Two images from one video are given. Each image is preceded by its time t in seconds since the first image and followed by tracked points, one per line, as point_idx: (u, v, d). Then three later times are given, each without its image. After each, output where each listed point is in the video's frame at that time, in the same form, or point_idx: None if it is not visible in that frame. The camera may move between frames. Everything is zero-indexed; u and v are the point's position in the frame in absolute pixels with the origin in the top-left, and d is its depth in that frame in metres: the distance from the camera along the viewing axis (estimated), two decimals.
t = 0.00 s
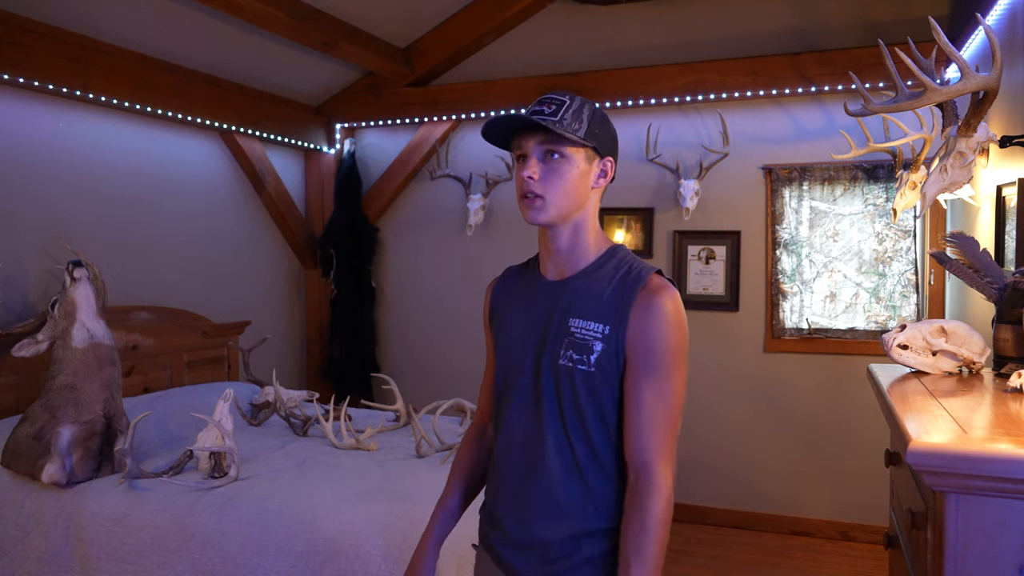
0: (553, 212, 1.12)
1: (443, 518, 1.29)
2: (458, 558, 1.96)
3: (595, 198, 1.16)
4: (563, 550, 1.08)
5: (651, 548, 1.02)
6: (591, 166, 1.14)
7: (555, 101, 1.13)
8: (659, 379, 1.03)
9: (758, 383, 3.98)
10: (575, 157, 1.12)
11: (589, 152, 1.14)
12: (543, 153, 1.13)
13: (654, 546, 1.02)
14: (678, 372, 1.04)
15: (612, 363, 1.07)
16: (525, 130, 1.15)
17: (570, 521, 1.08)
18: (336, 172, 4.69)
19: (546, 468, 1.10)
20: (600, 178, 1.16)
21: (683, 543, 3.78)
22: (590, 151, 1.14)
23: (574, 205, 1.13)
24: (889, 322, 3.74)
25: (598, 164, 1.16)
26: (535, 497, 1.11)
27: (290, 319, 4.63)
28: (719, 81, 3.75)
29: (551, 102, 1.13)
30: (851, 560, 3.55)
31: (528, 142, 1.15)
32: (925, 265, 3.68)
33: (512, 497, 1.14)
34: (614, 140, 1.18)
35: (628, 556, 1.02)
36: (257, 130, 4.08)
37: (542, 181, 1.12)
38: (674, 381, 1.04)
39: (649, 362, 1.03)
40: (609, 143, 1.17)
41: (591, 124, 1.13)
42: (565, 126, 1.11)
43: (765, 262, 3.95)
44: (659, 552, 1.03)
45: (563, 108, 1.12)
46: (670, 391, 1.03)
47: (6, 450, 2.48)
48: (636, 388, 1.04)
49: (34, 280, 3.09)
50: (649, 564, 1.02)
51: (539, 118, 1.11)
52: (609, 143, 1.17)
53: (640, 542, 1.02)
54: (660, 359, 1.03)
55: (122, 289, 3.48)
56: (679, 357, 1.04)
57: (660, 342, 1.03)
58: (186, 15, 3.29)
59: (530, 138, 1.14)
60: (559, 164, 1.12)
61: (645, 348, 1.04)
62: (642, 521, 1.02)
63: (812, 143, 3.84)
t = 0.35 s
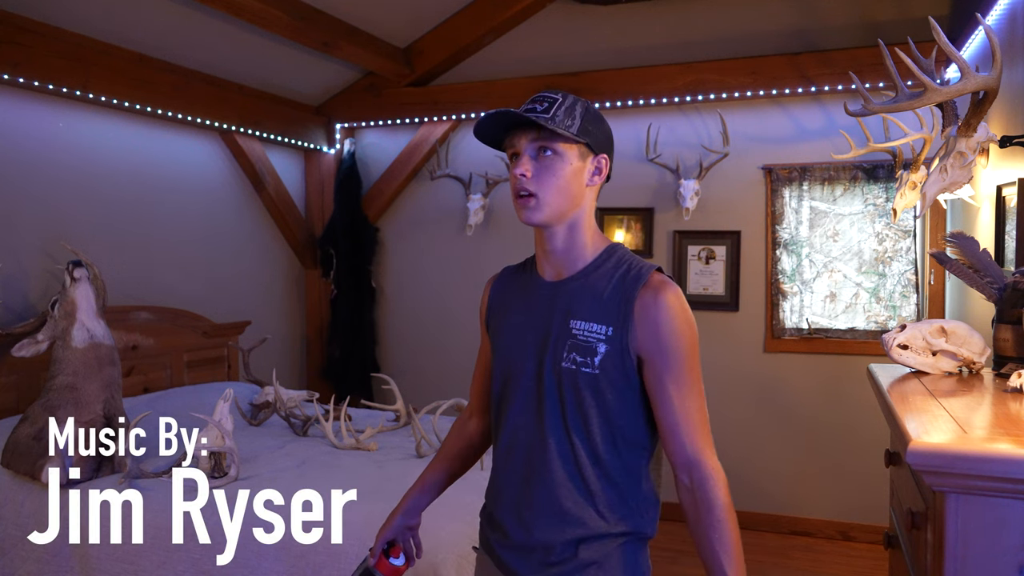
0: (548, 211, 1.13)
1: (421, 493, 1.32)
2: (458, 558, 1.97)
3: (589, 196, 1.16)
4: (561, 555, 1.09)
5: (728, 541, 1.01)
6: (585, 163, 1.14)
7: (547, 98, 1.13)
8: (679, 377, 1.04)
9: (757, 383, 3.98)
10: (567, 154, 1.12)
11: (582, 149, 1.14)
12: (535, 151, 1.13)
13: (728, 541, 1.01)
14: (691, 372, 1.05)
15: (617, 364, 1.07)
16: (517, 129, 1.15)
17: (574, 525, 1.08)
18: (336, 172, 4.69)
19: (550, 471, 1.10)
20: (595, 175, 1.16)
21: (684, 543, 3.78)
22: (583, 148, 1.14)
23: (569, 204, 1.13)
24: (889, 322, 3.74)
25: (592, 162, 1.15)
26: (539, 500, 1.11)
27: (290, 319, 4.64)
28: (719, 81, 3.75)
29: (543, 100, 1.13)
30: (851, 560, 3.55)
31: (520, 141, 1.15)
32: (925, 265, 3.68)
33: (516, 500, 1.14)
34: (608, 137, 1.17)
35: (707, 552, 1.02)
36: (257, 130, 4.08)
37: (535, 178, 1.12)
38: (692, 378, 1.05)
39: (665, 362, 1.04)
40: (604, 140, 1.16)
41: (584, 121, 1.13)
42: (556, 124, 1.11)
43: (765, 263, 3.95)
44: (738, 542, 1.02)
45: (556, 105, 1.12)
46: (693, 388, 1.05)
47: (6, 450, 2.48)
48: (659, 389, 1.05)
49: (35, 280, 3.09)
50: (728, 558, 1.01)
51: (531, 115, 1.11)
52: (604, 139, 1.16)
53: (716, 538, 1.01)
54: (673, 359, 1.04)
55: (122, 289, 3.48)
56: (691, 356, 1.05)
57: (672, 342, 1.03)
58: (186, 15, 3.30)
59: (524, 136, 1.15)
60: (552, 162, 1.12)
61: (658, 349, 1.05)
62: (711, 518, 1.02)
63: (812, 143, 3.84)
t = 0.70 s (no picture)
0: (550, 213, 1.13)
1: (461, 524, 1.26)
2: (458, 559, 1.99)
3: (593, 197, 1.16)
4: (563, 553, 1.09)
5: (639, 552, 1.02)
6: (587, 164, 1.14)
7: (550, 101, 1.13)
8: (659, 380, 1.03)
9: (757, 382, 3.98)
10: (569, 156, 1.12)
11: (584, 151, 1.13)
12: (538, 153, 1.13)
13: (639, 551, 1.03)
14: (676, 373, 1.04)
15: (612, 363, 1.07)
16: (520, 132, 1.16)
17: (574, 524, 1.09)
18: (336, 172, 4.69)
19: (548, 468, 1.10)
20: (598, 176, 1.16)
21: (684, 543, 3.78)
22: (586, 150, 1.13)
23: (572, 206, 1.13)
24: (889, 322, 3.74)
25: (595, 163, 1.15)
26: (534, 498, 1.11)
27: (291, 319, 4.64)
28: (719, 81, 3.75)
29: (545, 103, 1.13)
30: (851, 560, 3.55)
31: (523, 143, 1.15)
32: (925, 265, 3.68)
33: (512, 498, 1.14)
34: (611, 137, 1.17)
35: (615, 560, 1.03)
36: (257, 130, 4.08)
37: (537, 181, 1.12)
38: (673, 381, 1.04)
39: (650, 361, 1.04)
40: (606, 140, 1.16)
41: (586, 123, 1.13)
42: (558, 126, 1.11)
43: (765, 263, 3.95)
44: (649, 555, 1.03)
45: (557, 108, 1.12)
46: (668, 393, 1.04)
47: (5, 450, 2.48)
48: (636, 387, 1.04)
49: (34, 280, 3.09)
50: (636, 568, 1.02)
51: (532, 119, 1.11)
52: (606, 141, 1.16)
53: (625, 548, 1.02)
54: (659, 360, 1.03)
55: (122, 289, 3.48)
56: (679, 357, 1.05)
57: (661, 342, 1.03)
58: (186, 15, 3.30)
59: (525, 139, 1.15)
60: (554, 164, 1.12)
61: (646, 349, 1.04)
62: (632, 524, 1.03)
63: (812, 143, 3.84)
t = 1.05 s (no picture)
0: (550, 209, 1.13)
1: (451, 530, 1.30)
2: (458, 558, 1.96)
3: (593, 194, 1.16)
4: (567, 555, 1.09)
5: (644, 556, 1.02)
6: (587, 160, 1.14)
7: (550, 97, 1.14)
8: (660, 384, 1.02)
9: (757, 383, 3.98)
10: (569, 150, 1.12)
11: (584, 147, 1.13)
12: (537, 149, 1.13)
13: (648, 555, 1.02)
14: (677, 377, 1.04)
15: (613, 366, 1.07)
16: (521, 128, 1.16)
17: (575, 526, 1.09)
18: (336, 172, 4.69)
19: (549, 470, 1.10)
20: (598, 172, 1.15)
21: (684, 543, 3.78)
22: (585, 145, 1.13)
23: (571, 202, 1.13)
24: (889, 322, 3.75)
25: (595, 159, 1.15)
26: (537, 499, 1.11)
27: (290, 319, 4.64)
28: (719, 81, 3.76)
29: (546, 99, 1.14)
30: (851, 560, 3.55)
31: (523, 139, 1.16)
32: (925, 265, 3.68)
33: (514, 499, 1.14)
34: (613, 134, 1.17)
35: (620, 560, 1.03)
36: (257, 130, 4.08)
37: (536, 177, 1.12)
38: (674, 385, 1.04)
39: (651, 365, 1.03)
40: (608, 137, 1.16)
41: (586, 118, 1.13)
42: (556, 121, 1.11)
43: (765, 263, 3.95)
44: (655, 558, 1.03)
45: (557, 103, 1.13)
46: (669, 398, 1.03)
47: (5, 450, 2.48)
48: (638, 392, 1.04)
49: (34, 280, 3.09)
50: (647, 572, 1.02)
51: (531, 113, 1.12)
52: (607, 136, 1.15)
53: (635, 553, 1.02)
54: (661, 365, 1.03)
55: (121, 289, 3.48)
56: (680, 362, 1.04)
57: (660, 346, 1.03)
58: (185, 15, 3.30)
59: (526, 134, 1.15)
60: (553, 160, 1.12)
61: (646, 353, 1.04)
62: (636, 529, 1.02)
63: (812, 143, 3.84)
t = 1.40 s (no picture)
0: (538, 205, 1.13)
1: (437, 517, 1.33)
2: (458, 558, 1.97)
3: (583, 191, 1.15)
4: (565, 556, 1.09)
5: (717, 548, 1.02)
6: (577, 156, 1.14)
7: (541, 94, 1.14)
8: (672, 379, 1.03)
9: (756, 383, 3.98)
10: (557, 147, 1.12)
11: (573, 144, 1.13)
12: (526, 145, 1.13)
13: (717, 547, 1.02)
14: (687, 373, 1.05)
15: (615, 366, 1.07)
16: (511, 126, 1.16)
17: (577, 528, 1.08)
18: (336, 172, 4.69)
19: (551, 471, 1.10)
20: (588, 170, 1.15)
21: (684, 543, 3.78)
22: (574, 142, 1.13)
23: (559, 198, 1.13)
24: (889, 322, 3.74)
25: (585, 156, 1.15)
26: (540, 500, 1.11)
27: (290, 319, 4.64)
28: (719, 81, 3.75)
29: (537, 96, 1.14)
30: (851, 561, 3.55)
31: (513, 137, 1.16)
32: (925, 265, 3.68)
33: (516, 502, 1.14)
34: (603, 132, 1.17)
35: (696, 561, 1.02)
36: (257, 130, 4.08)
37: (524, 173, 1.12)
38: (688, 378, 1.05)
39: (659, 361, 1.04)
40: (598, 135, 1.16)
41: (576, 116, 1.13)
42: (545, 118, 1.11)
43: (765, 263, 3.95)
44: (727, 550, 1.02)
45: (547, 100, 1.13)
46: (682, 390, 1.04)
47: (6, 450, 2.48)
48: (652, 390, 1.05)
49: (35, 280, 3.09)
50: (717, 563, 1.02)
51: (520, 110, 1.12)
52: (597, 133, 1.15)
53: (704, 545, 1.02)
54: (670, 362, 1.03)
55: (121, 289, 3.47)
56: (687, 358, 1.05)
57: (666, 343, 1.03)
58: (185, 15, 3.30)
59: (515, 132, 1.16)
60: (542, 156, 1.12)
61: (654, 350, 1.04)
62: (700, 524, 1.02)
63: (812, 143, 3.84)
